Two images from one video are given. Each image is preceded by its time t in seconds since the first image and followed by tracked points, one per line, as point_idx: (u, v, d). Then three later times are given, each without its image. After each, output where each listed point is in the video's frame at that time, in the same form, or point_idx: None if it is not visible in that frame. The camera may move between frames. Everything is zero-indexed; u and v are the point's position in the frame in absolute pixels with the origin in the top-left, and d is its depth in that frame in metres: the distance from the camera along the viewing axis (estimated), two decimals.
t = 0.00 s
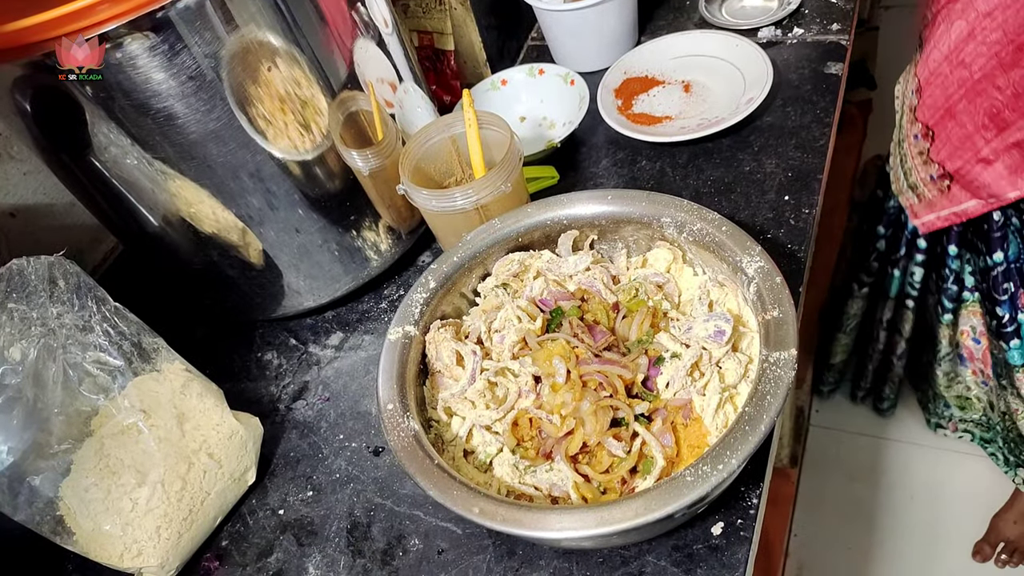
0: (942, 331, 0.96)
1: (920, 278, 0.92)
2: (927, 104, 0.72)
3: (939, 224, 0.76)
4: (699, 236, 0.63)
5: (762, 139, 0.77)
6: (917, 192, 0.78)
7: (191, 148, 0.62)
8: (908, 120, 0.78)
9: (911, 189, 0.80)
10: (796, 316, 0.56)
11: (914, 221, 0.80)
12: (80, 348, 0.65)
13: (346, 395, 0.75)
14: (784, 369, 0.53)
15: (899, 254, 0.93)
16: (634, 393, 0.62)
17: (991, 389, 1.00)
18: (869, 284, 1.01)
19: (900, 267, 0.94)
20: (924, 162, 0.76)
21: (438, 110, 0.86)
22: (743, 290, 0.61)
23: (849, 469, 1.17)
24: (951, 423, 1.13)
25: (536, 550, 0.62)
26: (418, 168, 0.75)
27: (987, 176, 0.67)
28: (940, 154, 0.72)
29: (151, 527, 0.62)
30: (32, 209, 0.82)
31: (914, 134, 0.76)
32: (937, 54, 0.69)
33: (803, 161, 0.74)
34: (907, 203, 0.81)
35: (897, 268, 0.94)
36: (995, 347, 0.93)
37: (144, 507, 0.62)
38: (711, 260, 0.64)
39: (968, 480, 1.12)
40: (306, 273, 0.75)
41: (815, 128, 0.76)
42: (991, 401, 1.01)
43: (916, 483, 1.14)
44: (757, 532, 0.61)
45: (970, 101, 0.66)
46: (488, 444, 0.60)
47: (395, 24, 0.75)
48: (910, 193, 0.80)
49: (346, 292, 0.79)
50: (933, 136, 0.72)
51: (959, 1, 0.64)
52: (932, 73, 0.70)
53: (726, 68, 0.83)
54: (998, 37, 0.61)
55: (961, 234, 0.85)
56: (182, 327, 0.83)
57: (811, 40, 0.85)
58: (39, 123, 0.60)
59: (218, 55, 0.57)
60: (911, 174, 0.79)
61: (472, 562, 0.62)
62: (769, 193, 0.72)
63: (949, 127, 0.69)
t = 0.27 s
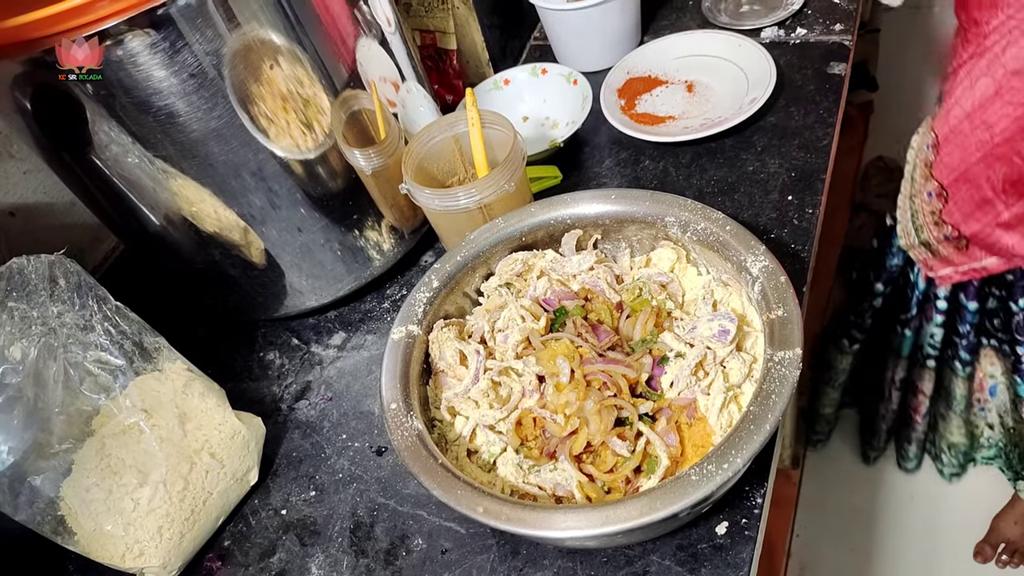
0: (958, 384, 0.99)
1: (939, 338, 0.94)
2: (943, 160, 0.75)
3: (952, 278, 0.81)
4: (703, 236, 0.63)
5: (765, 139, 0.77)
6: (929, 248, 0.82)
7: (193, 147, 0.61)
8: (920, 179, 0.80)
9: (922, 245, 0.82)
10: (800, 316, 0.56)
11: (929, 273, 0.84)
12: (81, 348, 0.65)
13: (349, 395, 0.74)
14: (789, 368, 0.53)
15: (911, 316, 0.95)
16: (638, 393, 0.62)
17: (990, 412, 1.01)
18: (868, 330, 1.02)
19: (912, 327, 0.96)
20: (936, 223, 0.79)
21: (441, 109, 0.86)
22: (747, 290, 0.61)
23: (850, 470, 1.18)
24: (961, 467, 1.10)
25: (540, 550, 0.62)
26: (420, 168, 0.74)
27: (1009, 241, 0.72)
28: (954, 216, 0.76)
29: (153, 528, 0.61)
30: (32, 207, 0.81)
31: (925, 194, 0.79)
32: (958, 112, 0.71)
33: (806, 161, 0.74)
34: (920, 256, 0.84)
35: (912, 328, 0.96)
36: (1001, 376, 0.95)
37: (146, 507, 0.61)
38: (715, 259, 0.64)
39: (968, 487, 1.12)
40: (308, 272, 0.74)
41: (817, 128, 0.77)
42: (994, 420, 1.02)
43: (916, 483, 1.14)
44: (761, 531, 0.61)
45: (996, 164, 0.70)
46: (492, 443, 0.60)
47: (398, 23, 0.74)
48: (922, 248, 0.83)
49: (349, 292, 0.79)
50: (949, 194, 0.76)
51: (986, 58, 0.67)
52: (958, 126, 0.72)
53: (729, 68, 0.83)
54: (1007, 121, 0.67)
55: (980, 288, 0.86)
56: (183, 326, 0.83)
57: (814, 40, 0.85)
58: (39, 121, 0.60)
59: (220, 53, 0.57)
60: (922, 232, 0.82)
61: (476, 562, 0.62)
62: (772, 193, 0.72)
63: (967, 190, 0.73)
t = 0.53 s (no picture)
0: (981, 446, 0.86)
1: (956, 401, 0.84)
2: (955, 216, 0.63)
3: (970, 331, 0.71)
4: (711, 233, 0.63)
5: (772, 137, 0.77)
6: (946, 301, 0.70)
7: (199, 142, 0.61)
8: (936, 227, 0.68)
9: (939, 298, 0.72)
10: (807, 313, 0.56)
11: (946, 325, 0.73)
12: (86, 343, 0.65)
13: (354, 392, 0.74)
14: (796, 365, 0.53)
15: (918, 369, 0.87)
16: (645, 390, 0.62)
17: None
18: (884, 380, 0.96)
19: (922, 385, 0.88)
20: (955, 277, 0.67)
21: (446, 106, 0.86)
22: (754, 287, 0.61)
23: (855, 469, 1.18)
24: (988, 532, 1.00)
25: (546, 547, 0.62)
26: (426, 164, 0.74)
27: None
28: (976, 272, 0.65)
29: (158, 524, 0.61)
30: (37, 203, 0.81)
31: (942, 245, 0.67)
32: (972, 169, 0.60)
33: (813, 159, 0.74)
34: (935, 307, 0.73)
35: (921, 383, 0.88)
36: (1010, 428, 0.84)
37: (151, 503, 0.61)
38: (721, 257, 0.64)
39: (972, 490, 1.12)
40: (314, 269, 0.74)
41: (824, 127, 0.76)
42: None
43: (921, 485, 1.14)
44: (767, 529, 0.61)
45: (1018, 222, 0.59)
46: (498, 440, 0.60)
47: (404, 20, 0.74)
48: (938, 302, 0.72)
49: (355, 288, 0.79)
50: (966, 252, 0.64)
51: (1005, 115, 0.55)
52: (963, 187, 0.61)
53: (735, 65, 0.83)
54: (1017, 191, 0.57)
55: (1003, 350, 0.76)
56: (188, 322, 0.83)
57: (821, 38, 0.85)
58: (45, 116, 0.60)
59: (227, 48, 0.57)
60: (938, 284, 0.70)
61: (482, 559, 0.62)
62: (778, 191, 0.72)
63: (990, 247, 0.62)
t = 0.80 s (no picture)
0: (964, 508, 0.75)
1: (958, 460, 0.72)
2: (967, 275, 0.62)
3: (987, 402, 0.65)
4: (715, 231, 0.63)
5: (775, 136, 0.77)
6: (958, 366, 0.66)
7: (203, 139, 0.61)
8: (943, 294, 0.65)
9: (949, 362, 0.67)
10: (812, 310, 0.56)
11: (952, 396, 0.68)
12: (90, 340, 0.65)
13: (358, 389, 0.74)
14: (800, 362, 0.53)
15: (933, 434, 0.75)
16: (648, 387, 0.63)
17: None
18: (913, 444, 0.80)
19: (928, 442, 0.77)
20: (970, 341, 0.64)
21: (451, 104, 0.86)
22: (758, 285, 0.61)
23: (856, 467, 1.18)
24: None
25: (549, 544, 0.62)
26: (431, 162, 0.75)
27: None
28: (993, 329, 0.61)
29: (161, 520, 0.61)
30: (41, 200, 0.81)
31: (954, 304, 0.64)
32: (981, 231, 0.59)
33: (817, 157, 0.74)
34: (945, 374, 0.68)
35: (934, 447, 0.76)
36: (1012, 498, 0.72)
37: (154, 500, 0.61)
38: (725, 254, 0.64)
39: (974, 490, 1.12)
40: (318, 267, 0.74)
41: (828, 125, 0.77)
42: None
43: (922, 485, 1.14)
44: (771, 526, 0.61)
45: None
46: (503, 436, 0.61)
47: (409, 17, 0.74)
48: (949, 366, 0.67)
49: (359, 286, 0.79)
50: (983, 313, 0.62)
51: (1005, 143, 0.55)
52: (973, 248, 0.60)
53: (740, 64, 0.83)
54: None
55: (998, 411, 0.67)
56: (192, 319, 0.83)
57: (825, 36, 0.85)
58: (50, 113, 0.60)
59: (231, 46, 0.57)
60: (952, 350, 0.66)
61: (485, 556, 0.62)
62: (783, 189, 0.72)
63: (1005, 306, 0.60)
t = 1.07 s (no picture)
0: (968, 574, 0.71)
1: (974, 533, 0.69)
2: (980, 362, 0.62)
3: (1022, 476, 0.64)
4: (715, 227, 0.63)
5: (775, 134, 0.78)
6: (977, 450, 0.66)
7: (207, 136, 0.62)
8: (942, 384, 0.66)
9: (967, 449, 0.66)
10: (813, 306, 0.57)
11: (978, 475, 0.67)
12: (95, 335, 0.65)
13: (360, 385, 0.75)
14: (801, 356, 0.54)
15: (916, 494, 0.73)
16: (650, 382, 0.63)
17: None
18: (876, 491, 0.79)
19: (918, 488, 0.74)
20: (986, 423, 0.64)
21: (452, 102, 0.87)
22: (759, 281, 0.61)
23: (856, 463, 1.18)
24: None
25: (551, 538, 0.62)
26: (432, 159, 0.75)
27: None
28: (1013, 406, 0.62)
29: (165, 515, 0.62)
30: (44, 198, 0.82)
31: (965, 391, 0.64)
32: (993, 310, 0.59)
33: (817, 154, 0.75)
34: (966, 461, 0.67)
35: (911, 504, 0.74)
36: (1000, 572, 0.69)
37: (158, 494, 0.62)
38: (726, 251, 0.64)
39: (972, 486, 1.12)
40: (320, 263, 0.75)
41: (828, 123, 0.77)
42: None
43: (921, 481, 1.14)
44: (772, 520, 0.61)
45: None
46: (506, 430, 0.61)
47: (411, 15, 0.75)
48: (966, 453, 0.67)
49: (360, 283, 0.79)
50: (1002, 396, 0.62)
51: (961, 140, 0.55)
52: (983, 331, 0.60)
53: (740, 61, 0.83)
54: None
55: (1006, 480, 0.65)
56: (195, 315, 0.83)
57: (826, 34, 0.86)
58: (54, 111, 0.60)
59: (235, 43, 0.57)
60: (970, 435, 0.66)
61: (487, 550, 0.62)
62: (783, 186, 0.73)
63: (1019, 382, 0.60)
